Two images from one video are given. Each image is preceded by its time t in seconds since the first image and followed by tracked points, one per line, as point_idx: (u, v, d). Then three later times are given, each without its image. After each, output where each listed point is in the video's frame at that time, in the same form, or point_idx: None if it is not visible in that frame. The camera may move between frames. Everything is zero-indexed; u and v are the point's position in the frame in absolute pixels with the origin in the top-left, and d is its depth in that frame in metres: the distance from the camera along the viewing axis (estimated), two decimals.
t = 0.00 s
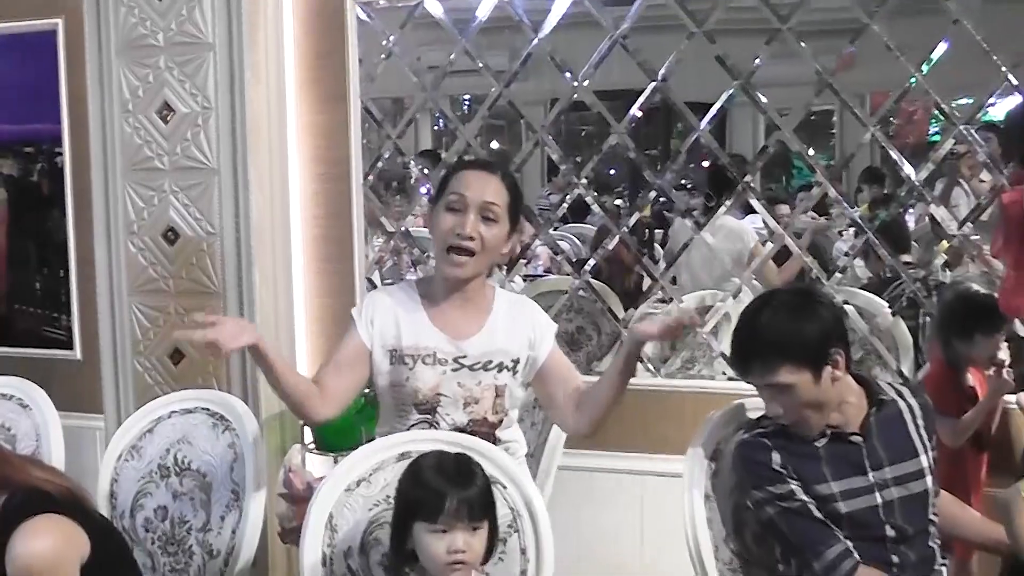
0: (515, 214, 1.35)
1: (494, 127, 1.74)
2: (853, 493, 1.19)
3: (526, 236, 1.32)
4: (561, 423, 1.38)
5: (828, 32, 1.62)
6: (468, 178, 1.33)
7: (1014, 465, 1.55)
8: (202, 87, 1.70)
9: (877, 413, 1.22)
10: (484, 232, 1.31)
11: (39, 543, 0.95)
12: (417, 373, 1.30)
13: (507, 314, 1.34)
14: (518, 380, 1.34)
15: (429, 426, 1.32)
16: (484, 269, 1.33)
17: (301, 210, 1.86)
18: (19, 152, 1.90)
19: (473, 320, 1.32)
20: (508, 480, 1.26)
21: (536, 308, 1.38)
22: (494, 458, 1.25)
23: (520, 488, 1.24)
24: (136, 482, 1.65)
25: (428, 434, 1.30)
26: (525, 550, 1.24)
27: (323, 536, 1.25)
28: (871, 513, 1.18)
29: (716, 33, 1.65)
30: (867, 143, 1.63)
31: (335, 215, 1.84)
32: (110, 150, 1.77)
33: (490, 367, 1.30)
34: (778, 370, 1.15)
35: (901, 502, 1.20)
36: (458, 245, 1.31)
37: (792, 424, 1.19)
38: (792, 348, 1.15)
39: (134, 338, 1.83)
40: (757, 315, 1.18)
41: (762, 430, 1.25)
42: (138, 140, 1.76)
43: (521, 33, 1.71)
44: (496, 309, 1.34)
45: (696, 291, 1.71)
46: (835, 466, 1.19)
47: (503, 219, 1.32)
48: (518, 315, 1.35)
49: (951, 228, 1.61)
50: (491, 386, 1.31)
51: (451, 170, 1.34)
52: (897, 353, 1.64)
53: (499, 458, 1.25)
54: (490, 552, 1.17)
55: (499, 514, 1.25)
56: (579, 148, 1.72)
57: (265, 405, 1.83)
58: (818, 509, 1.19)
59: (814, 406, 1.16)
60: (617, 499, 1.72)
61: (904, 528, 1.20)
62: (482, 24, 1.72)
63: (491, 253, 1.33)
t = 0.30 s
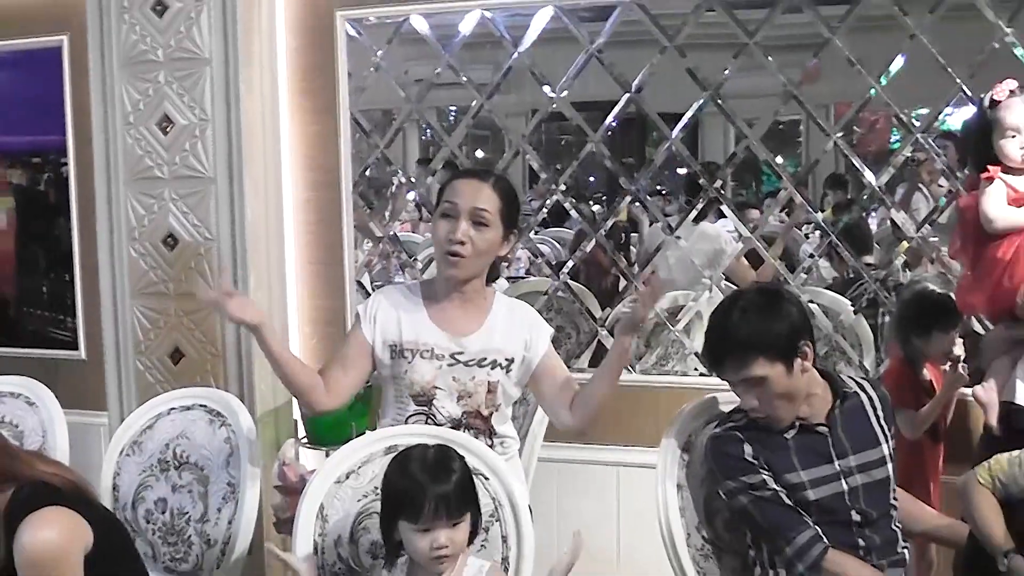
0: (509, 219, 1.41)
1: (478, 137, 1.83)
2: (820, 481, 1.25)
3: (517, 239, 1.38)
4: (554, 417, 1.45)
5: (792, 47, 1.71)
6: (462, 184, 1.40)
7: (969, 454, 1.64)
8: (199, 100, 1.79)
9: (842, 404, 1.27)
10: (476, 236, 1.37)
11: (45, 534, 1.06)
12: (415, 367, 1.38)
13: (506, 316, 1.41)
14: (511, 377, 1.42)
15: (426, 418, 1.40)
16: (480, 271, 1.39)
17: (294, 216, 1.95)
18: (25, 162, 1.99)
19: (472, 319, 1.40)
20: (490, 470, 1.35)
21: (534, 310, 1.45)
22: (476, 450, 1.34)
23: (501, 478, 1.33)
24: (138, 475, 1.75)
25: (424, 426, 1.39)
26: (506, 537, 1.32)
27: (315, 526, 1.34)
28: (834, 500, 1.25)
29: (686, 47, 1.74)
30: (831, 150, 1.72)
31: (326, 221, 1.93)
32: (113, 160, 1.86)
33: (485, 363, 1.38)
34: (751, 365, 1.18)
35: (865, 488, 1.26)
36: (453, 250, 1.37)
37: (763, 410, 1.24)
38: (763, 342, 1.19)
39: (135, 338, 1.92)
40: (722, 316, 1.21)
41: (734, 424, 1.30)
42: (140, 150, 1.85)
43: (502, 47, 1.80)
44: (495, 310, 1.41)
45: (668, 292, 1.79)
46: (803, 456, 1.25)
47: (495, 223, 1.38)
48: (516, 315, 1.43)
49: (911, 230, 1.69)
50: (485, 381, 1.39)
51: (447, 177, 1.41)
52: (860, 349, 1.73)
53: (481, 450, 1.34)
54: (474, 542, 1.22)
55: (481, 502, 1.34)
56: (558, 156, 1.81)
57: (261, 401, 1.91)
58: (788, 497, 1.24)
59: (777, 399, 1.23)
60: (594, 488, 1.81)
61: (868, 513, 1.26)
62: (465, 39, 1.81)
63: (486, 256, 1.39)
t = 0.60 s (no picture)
0: (495, 214, 1.49)
1: (471, 144, 1.92)
2: (796, 468, 1.32)
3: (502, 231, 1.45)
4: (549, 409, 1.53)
5: (767, 58, 1.80)
6: (450, 184, 1.48)
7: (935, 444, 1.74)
8: (204, 110, 1.88)
9: (817, 395, 1.35)
10: (462, 230, 1.45)
11: (59, 525, 1.14)
12: (414, 363, 1.47)
13: (502, 313, 1.50)
14: (506, 372, 1.50)
15: (423, 411, 1.49)
16: (469, 265, 1.47)
17: (296, 220, 2.04)
18: (39, 170, 2.08)
19: (468, 317, 1.48)
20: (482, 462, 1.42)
21: (528, 307, 1.53)
22: (469, 444, 1.41)
23: (493, 470, 1.40)
24: (147, 468, 1.84)
25: (421, 419, 1.48)
26: (497, 525, 1.40)
27: (316, 515, 1.43)
28: (808, 487, 1.32)
29: (667, 58, 1.83)
30: (806, 156, 1.81)
31: (326, 224, 2.02)
32: (123, 168, 1.96)
33: (479, 359, 1.47)
34: (742, 350, 1.27)
35: (838, 475, 1.34)
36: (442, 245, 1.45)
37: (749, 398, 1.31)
38: (751, 328, 1.28)
39: (145, 337, 2.02)
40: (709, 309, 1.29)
41: (715, 415, 1.38)
42: (148, 159, 1.94)
43: (492, 59, 1.89)
44: (491, 307, 1.50)
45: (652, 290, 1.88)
46: (780, 445, 1.33)
47: (478, 217, 1.46)
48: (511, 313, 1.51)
49: (881, 231, 1.78)
50: (480, 376, 1.47)
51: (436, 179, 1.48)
52: (835, 343, 1.81)
53: (474, 444, 1.42)
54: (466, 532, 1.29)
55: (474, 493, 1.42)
56: (547, 163, 1.90)
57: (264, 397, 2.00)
58: (765, 484, 1.32)
59: (752, 391, 1.31)
60: (583, 479, 1.90)
61: (840, 499, 1.33)
62: (457, 51, 1.90)
63: (474, 249, 1.47)
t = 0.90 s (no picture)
0: (477, 220, 1.56)
1: (461, 153, 2.01)
2: (771, 458, 1.41)
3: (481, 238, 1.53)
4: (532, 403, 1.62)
5: (742, 71, 1.90)
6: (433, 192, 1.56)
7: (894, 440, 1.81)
8: (206, 119, 1.98)
9: (789, 391, 1.45)
10: (443, 239, 1.53)
11: (67, 514, 1.25)
12: (403, 361, 1.58)
13: (490, 312, 1.59)
14: (491, 370, 1.59)
15: (410, 406, 1.59)
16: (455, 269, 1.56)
17: (293, 224, 2.13)
18: (48, 176, 2.17)
19: (455, 317, 1.58)
20: (472, 456, 1.52)
21: (514, 307, 1.62)
22: (460, 438, 1.51)
23: (481, 463, 1.50)
24: (150, 461, 1.93)
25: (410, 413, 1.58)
26: (484, 515, 1.49)
27: (312, 504, 1.53)
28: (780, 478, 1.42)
29: (648, 71, 1.92)
30: (780, 164, 1.90)
31: (323, 228, 2.10)
32: (129, 175, 2.05)
33: (463, 358, 1.56)
34: (721, 348, 1.36)
35: (809, 465, 1.43)
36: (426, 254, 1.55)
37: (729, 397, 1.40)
38: (726, 326, 1.37)
39: (150, 336, 2.11)
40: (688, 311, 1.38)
41: (694, 408, 1.47)
42: (152, 166, 2.03)
43: (481, 72, 1.98)
44: (478, 308, 1.58)
45: (634, 292, 1.97)
46: (756, 437, 1.42)
47: (459, 225, 1.54)
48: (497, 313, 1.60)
49: (851, 236, 1.87)
50: (465, 374, 1.57)
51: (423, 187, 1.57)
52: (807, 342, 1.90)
53: (464, 438, 1.51)
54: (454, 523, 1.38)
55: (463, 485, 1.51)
56: (534, 170, 1.99)
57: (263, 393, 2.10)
58: (742, 472, 1.41)
59: (733, 388, 1.40)
60: (569, 473, 1.99)
61: (811, 489, 1.43)
62: (448, 64, 1.99)
63: (457, 255, 1.55)
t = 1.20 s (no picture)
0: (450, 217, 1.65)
1: (449, 153, 2.10)
2: (745, 445, 1.45)
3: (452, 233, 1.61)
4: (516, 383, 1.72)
5: (717, 76, 1.98)
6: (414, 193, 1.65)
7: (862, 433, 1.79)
8: (203, 121, 2.05)
9: (762, 379, 1.49)
10: (416, 236, 1.63)
11: (68, 498, 1.32)
12: (385, 349, 1.70)
13: (467, 302, 1.70)
14: (470, 356, 1.70)
15: (395, 393, 1.72)
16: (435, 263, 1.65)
17: (286, 221, 2.21)
18: (50, 175, 2.24)
19: (434, 308, 1.69)
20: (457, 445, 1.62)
21: (492, 298, 1.73)
22: (446, 428, 1.61)
23: (463, 450, 1.60)
24: (149, 449, 2.01)
25: (395, 401, 1.70)
26: (468, 501, 1.58)
27: (303, 490, 1.65)
28: (752, 463, 1.45)
29: (627, 76, 2.01)
30: (753, 165, 1.98)
31: (314, 226, 2.18)
32: (128, 173, 2.12)
33: (442, 346, 1.68)
34: (707, 349, 1.38)
35: (782, 452, 1.47)
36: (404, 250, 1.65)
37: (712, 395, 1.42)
38: (708, 328, 1.39)
39: (148, 329, 2.18)
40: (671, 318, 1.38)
41: (670, 397, 1.51)
42: (150, 165, 2.11)
43: (467, 77, 2.06)
44: (457, 296, 1.70)
45: (612, 286, 2.07)
46: (732, 424, 1.46)
47: (430, 222, 1.62)
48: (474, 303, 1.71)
49: (820, 234, 1.95)
50: (445, 360, 1.69)
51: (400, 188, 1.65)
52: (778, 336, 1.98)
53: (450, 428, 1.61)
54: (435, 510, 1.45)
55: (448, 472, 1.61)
56: (518, 170, 2.07)
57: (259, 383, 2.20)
58: (718, 459, 1.45)
59: (718, 383, 1.43)
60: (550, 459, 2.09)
61: (782, 474, 1.47)
62: (435, 68, 2.07)
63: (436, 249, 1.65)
